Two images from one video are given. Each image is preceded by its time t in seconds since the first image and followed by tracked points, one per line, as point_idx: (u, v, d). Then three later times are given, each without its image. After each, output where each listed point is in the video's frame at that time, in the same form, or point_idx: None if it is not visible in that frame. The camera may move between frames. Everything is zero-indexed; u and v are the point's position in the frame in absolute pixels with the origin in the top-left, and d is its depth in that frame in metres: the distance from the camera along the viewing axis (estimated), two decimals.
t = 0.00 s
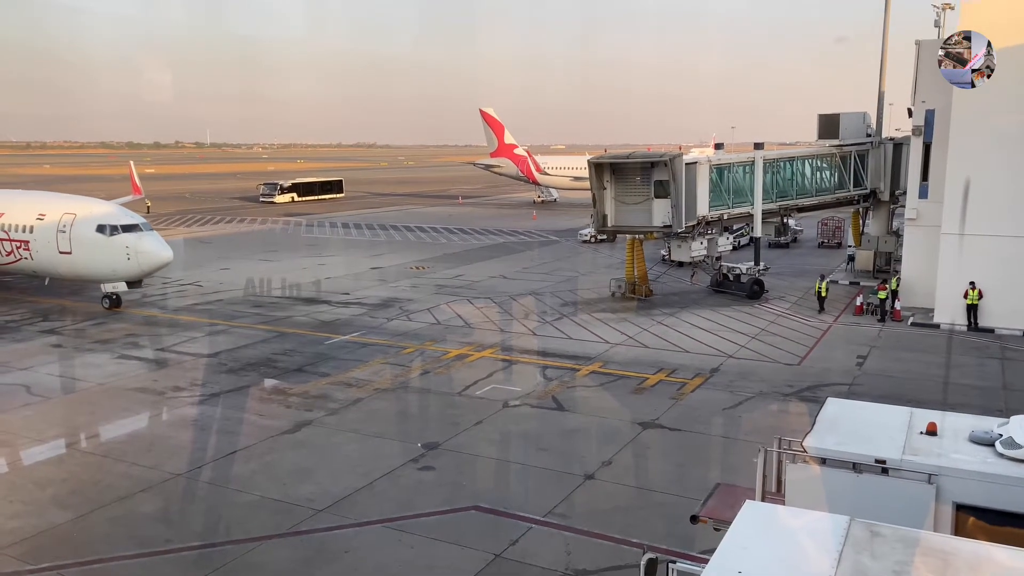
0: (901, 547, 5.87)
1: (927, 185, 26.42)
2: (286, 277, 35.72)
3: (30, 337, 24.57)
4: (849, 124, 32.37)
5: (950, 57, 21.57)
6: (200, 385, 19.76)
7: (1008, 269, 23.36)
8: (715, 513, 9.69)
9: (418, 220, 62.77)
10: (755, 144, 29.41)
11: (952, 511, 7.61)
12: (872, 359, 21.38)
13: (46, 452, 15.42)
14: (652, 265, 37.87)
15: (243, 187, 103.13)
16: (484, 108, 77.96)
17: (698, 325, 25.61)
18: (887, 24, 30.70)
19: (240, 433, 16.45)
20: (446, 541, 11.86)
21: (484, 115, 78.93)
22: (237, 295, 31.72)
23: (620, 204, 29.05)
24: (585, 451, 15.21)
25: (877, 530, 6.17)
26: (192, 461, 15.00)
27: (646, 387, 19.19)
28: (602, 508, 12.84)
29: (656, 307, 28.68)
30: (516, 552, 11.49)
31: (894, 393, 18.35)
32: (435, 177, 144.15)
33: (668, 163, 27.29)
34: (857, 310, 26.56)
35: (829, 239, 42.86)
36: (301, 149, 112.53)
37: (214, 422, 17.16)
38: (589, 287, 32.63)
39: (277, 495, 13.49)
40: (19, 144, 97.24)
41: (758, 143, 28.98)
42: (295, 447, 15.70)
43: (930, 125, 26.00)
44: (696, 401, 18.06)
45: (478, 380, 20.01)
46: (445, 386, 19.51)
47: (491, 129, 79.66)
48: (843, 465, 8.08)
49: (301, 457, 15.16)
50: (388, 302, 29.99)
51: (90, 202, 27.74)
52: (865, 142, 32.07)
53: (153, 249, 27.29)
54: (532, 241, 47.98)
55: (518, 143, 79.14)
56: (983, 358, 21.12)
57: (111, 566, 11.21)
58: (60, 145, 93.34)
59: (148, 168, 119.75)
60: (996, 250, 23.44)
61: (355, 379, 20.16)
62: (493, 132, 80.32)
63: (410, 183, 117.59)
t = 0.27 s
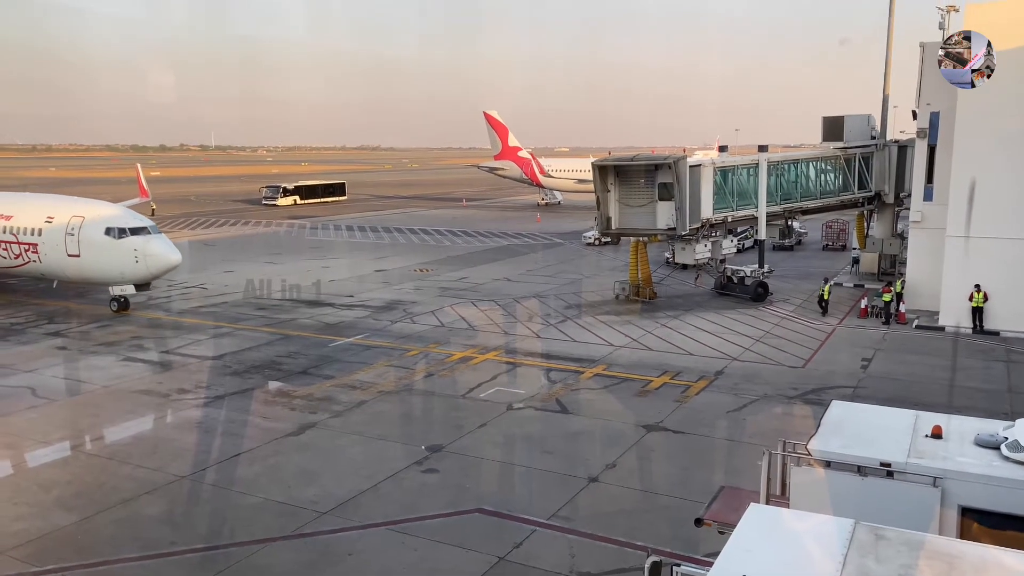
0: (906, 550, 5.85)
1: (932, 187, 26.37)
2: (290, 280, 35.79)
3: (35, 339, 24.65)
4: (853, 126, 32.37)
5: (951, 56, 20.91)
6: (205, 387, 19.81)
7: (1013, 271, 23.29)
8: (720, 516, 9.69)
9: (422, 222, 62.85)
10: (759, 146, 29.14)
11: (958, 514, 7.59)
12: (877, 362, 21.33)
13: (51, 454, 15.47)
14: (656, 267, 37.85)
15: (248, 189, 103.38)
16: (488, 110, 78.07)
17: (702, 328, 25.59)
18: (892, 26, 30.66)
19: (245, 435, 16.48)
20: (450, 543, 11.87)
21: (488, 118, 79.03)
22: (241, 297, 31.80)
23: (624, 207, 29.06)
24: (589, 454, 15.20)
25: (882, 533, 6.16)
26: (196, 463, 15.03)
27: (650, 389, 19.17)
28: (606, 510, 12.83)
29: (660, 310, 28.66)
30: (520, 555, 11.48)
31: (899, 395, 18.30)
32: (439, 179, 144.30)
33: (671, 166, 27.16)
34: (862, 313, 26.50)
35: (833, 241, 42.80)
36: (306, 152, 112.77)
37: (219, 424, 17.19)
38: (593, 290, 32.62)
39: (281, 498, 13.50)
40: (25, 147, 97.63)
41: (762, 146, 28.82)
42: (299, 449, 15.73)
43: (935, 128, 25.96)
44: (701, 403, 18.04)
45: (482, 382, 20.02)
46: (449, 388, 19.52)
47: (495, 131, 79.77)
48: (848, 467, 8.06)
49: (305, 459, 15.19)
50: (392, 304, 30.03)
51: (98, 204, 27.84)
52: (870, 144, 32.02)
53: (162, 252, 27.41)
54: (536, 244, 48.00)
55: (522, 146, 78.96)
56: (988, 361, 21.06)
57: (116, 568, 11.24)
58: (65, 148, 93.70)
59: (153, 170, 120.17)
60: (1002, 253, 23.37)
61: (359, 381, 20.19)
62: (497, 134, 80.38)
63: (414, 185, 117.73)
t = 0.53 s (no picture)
0: (913, 555, 5.83)
1: (938, 191, 26.29)
2: (296, 283, 35.90)
3: (43, 342, 24.76)
4: (859, 129, 32.32)
5: (951, 57, 22.28)
6: (211, 390, 19.86)
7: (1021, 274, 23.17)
8: (725, 520, 9.67)
9: (428, 225, 63.00)
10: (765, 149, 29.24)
11: (965, 518, 7.56)
12: (883, 365, 21.26)
13: (58, 457, 15.53)
14: (662, 270, 37.83)
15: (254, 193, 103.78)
16: (493, 114, 78.26)
17: (708, 331, 25.55)
18: (898, 30, 30.61)
19: (251, 438, 16.52)
20: (455, 546, 11.87)
21: (493, 121, 79.19)
22: (248, 300, 31.90)
23: (630, 210, 29.05)
24: (594, 458, 15.19)
25: (888, 538, 6.14)
26: (203, 466, 15.07)
27: (656, 393, 19.14)
28: (611, 514, 12.82)
29: (666, 313, 28.64)
30: (525, 559, 11.47)
31: (906, 399, 18.24)
32: (444, 182, 144.61)
33: (677, 169, 27.23)
34: (868, 316, 26.43)
35: (839, 244, 42.72)
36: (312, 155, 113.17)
37: (225, 427, 17.23)
38: (598, 293, 32.62)
39: (287, 501, 13.52)
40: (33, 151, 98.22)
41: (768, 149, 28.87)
42: (305, 452, 15.75)
43: (942, 130, 25.86)
44: (706, 407, 18.00)
45: (487, 385, 20.03)
46: (454, 392, 19.54)
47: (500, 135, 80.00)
48: (854, 471, 8.03)
49: (311, 462, 15.21)
50: (397, 307, 30.08)
51: (109, 208, 27.94)
52: (876, 147, 31.95)
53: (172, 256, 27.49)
54: (542, 247, 48.03)
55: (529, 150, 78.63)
56: (995, 365, 20.97)
57: (122, 571, 11.27)
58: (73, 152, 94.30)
59: (160, 174, 120.79)
60: (1008, 255, 23.25)
61: (365, 385, 20.22)
62: (502, 138, 80.51)
63: (420, 188, 118.01)
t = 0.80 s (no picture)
0: (924, 561, 5.79)
1: (948, 195, 26.15)
2: (305, 287, 36.01)
3: (53, 346, 24.89)
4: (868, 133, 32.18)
5: (950, 57, 20.69)
6: (220, 394, 19.91)
7: None
8: (734, 525, 9.63)
9: (435, 230, 63.08)
10: (774, 153, 29.23)
11: (976, 525, 7.50)
12: (893, 370, 21.14)
13: (67, 461, 15.60)
14: (670, 275, 37.74)
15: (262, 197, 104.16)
16: (501, 118, 78.41)
17: (716, 336, 25.47)
18: (907, 33, 30.50)
19: (259, 443, 16.56)
20: (462, 551, 11.86)
21: (501, 126, 79.37)
22: (256, 304, 32.01)
23: (638, 214, 29.01)
24: (603, 462, 15.15)
25: (898, 543, 6.10)
26: (211, 470, 15.11)
27: (665, 398, 19.08)
28: (620, 519, 12.78)
29: (674, 317, 28.57)
30: (533, 563, 11.45)
31: (916, 404, 18.11)
32: (452, 187, 144.83)
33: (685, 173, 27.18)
34: (878, 321, 26.29)
35: (849, 249, 42.55)
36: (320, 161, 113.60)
37: (234, 431, 17.28)
38: (606, 298, 32.57)
39: (294, 505, 13.54)
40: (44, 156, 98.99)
41: (776, 153, 28.84)
42: (313, 456, 15.78)
43: (952, 133, 25.88)
44: (715, 412, 17.93)
45: (495, 390, 20.02)
46: (462, 396, 19.54)
47: (508, 140, 80.11)
48: (863, 476, 7.99)
49: (319, 466, 15.24)
50: (405, 312, 30.11)
51: (122, 213, 28.14)
52: (885, 151, 31.82)
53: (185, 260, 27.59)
54: (549, 251, 48.03)
55: (535, 153, 79.25)
56: (1006, 370, 20.82)
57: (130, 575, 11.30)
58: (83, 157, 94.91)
59: (169, 179, 121.50)
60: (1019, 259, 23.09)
61: (373, 389, 20.23)
62: (510, 142, 80.65)
63: (428, 193, 118.22)
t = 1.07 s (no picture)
0: (937, 568, 5.75)
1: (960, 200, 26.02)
2: (315, 292, 36.15)
3: (65, 350, 25.06)
4: (879, 138, 32.06)
5: (950, 57, 20.63)
6: (231, 398, 20.01)
7: None
8: (746, 532, 9.59)
9: (445, 234, 63.20)
10: (784, 158, 29.17)
11: (990, 532, 7.46)
12: (905, 376, 21.00)
13: (79, 464, 15.71)
14: (680, 279, 37.67)
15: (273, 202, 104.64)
16: (511, 123, 78.61)
17: (726, 341, 25.39)
18: (919, 37, 30.39)
19: (270, 447, 16.62)
20: (472, 556, 11.86)
21: (511, 131, 79.56)
22: (267, 309, 32.15)
23: (647, 219, 28.99)
24: (612, 468, 15.13)
25: (911, 550, 6.07)
26: (222, 474, 15.17)
27: (675, 403, 19.03)
28: (630, 525, 12.75)
29: (684, 322, 28.50)
30: (543, 569, 11.44)
31: (928, 410, 18.00)
32: (462, 192, 145.14)
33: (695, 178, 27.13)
34: (889, 326, 26.14)
35: (860, 253, 42.34)
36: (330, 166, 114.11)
37: (245, 435, 17.35)
38: (616, 302, 32.53)
39: (305, 509, 13.58)
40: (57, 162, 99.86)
41: (787, 158, 28.78)
42: (323, 460, 15.83)
43: (964, 138, 25.65)
44: (725, 418, 17.87)
45: (505, 394, 20.02)
46: (472, 401, 19.55)
47: (518, 145, 80.20)
48: (875, 482, 7.97)
49: (329, 471, 15.28)
50: (415, 316, 30.17)
51: (137, 218, 28.33)
52: (897, 156, 31.67)
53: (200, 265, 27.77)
54: (559, 256, 48.03)
55: (545, 158, 79.37)
56: (1020, 376, 20.64)
57: None
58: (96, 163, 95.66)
59: (181, 184, 122.26)
60: None
61: (383, 393, 20.28)
62: (520, 147, 80.79)
63: (438, 198, 118.46)
